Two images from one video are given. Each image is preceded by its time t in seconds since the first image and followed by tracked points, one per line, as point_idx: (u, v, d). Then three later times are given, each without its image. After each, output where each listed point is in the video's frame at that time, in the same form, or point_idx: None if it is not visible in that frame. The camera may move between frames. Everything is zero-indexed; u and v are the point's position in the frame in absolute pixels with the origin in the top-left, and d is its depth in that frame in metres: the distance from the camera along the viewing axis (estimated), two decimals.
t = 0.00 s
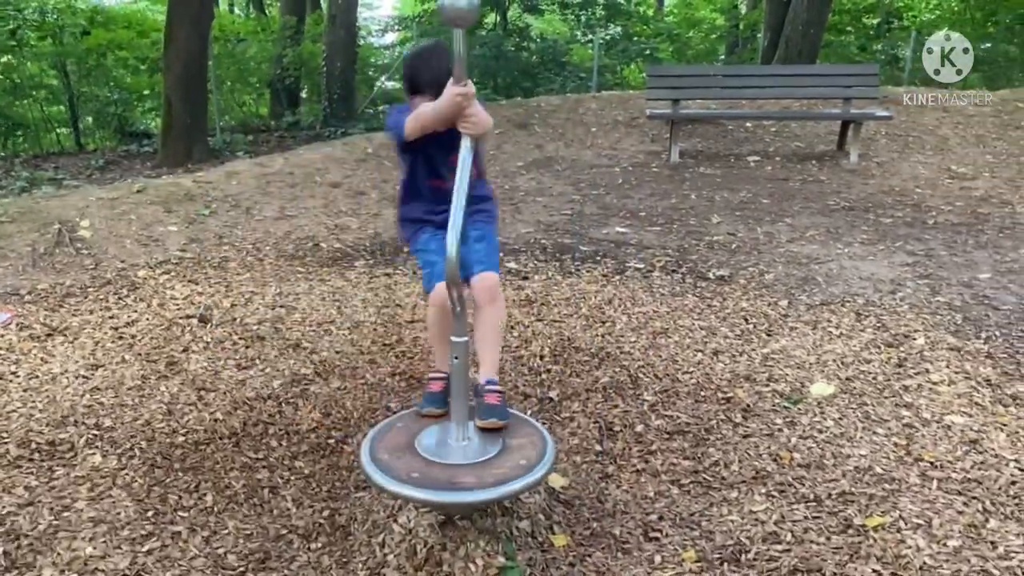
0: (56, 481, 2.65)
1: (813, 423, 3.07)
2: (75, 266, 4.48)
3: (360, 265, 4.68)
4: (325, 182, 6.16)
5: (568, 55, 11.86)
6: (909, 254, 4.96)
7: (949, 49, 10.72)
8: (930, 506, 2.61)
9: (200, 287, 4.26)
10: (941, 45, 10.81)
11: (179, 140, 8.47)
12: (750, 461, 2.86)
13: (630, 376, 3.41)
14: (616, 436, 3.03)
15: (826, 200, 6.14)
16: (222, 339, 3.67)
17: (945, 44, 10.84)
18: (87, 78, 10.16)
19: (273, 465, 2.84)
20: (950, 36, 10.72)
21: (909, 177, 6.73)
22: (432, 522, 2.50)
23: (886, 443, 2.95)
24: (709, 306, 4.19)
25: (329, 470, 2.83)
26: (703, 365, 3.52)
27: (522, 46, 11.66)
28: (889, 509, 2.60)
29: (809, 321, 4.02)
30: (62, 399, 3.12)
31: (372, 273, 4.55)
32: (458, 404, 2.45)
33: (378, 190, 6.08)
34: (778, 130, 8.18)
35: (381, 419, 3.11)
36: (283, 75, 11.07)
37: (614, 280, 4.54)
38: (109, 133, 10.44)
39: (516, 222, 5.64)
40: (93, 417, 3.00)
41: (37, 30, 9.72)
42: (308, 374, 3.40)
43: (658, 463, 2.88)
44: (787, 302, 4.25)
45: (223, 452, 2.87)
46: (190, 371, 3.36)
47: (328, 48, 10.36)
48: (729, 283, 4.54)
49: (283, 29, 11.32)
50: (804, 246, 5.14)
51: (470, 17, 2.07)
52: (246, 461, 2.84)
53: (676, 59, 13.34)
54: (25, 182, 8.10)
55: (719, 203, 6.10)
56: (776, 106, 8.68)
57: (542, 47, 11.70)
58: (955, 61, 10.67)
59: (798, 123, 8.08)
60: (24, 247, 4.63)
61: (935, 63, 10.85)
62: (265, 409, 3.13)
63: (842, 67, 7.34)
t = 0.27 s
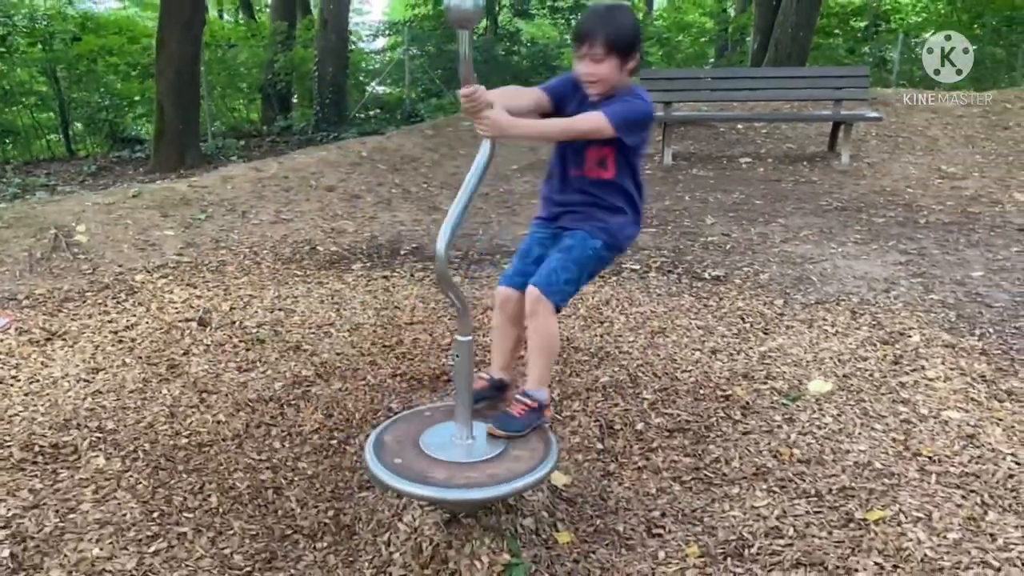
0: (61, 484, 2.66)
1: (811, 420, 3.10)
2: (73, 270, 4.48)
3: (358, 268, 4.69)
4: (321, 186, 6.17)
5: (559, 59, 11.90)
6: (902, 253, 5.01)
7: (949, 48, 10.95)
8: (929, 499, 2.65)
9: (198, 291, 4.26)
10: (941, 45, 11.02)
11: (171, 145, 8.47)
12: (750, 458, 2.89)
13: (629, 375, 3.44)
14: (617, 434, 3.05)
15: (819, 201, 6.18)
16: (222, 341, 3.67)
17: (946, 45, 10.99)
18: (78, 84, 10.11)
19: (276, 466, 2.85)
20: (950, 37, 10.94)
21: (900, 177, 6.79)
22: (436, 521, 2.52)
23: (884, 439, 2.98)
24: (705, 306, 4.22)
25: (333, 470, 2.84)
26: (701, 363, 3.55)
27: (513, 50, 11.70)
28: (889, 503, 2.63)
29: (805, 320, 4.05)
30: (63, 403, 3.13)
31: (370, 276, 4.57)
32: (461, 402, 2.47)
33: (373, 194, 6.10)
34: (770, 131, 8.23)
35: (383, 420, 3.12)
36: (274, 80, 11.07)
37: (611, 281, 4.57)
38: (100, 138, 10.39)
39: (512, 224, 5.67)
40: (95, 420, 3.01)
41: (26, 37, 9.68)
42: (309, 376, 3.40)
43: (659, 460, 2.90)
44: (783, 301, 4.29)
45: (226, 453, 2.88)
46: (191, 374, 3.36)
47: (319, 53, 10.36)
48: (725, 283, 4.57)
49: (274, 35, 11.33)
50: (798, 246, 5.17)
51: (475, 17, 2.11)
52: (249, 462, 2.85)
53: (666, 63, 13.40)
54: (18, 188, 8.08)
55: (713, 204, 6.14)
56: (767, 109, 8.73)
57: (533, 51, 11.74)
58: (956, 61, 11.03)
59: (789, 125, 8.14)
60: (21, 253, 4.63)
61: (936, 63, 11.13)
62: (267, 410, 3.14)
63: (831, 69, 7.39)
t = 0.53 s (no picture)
0: (62, 491, 2.68)
1: (808, 422, 3.12)
2: (70, 278, 4.49)
3: (355, 274, 4.70)
4: (316, 193, 6.18)
5: (552, 65, 11.94)
6: (896, 256, 5.04)
7: (948, 48, 11.12)
8: (926, 500, 2.67)
9: (196, 298, 4.27)
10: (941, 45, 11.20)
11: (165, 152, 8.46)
12: (748, 460, 2.91)
13: (627, 379, 3.46)
14: (616, 438, 3.07)
15: (812, 205, 6.22)
16: (220, 348, 3.68)
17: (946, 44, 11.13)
18: (71, 92, 10.09)
19: (277, 472, 2.85)
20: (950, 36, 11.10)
21: (892, 181, 6.82)
22: (438, 526, 2.53)
23: (880, 441, 3.00)
24: (701, 310, 4.24)
25: (333, 476, 2.84)
26: (698, 366, 3.57)
27: (506, 56, 11.73)
28: (886, 504, 2.66)
29: (801, 323, 4.08)
30: (63, 411, 3.14)
31: (367, 282, 4.58)
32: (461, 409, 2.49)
33: (369, 200, 6.11)
34: (763, 136, 8.27)
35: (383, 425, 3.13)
36: (268, 87, 11.08)
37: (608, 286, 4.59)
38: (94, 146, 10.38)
39: (507, 229, 5.69)
40: (95, 427, 3.03)
41: (19, 44, 9.68)
42: (308, 382, 3.41)
43: (658, 464, 2.92)
44: (778, 305, 4.31)
45: (226, 459, 2.89)
46: (190, 382, 3.37)
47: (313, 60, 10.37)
48: (721, 286, 4.60)
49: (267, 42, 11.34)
50: (792, 250, 5.20)
51: (475, 26, 2.13)
52: (250, 469, 2.85)
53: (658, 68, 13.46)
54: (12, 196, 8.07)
55: (707, 208, 6.17)
56: (760, 113, 8.78)
57: (526, 57, 11.78)
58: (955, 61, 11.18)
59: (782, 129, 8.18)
60: (17, 261, 4.63)
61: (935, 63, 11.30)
62: (267, 417, 3.15)
63: (824, 74, 7.43)
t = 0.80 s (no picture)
0: (59, 505, 2.69)
1: (802, 430, 3.15)
2: (64, 290, 4.49)
3: (349, 284, 4.71)
4: (310, 203, 6.19)
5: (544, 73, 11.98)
6: (887, 263, 5.08)
7: (948, 48, 11.40)
8: (920, 507, 2.69)
9: (190, 309, 4.27)
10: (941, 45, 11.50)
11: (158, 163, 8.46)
12: (743, 468, 2.93)
13: (622, 388, 3.48)
14: (612, 446, 3.09)
15: (804, 212, 6.26)
16: (216, 360, 3.69)
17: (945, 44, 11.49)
18: (63, 102, 10.07)
19: (274, 483, 2.86)
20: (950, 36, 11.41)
21: (883, 188, 6.87)
22: (435, 536, 2.55)
23: (874, 448, 3.03)
24: (695, 318, 4.27)
25: (330, 487, 2.85)
26: (693, 375, 3.60)
27: (497, 65, 11.78)
28: (880, 511, 2.68)
29: (794, 330, 4.11)
30: (60, 424, 3.14)
31: (362, 292, 4.59)
32: (457, 419, 2.50)
33: (363, 210, 6.13)
34: (754, 143, 8.32)
35: (379, 436, 3.14)
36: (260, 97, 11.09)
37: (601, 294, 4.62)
38: (86, 156, 10.38)
39: (501, 238, 5.71)
40: (92, 440, 3.03)
41: (11, 55, 9.67)
42: (304, 394, 3.42)
43: (653, 472, 2.94)
44: (771, 312, 4.34)
45: (224, 472, 2.90)
46: (187, 394, 3.38)
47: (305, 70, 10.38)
48: (714, 294, 4.62)
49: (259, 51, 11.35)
50: (784, 257, 5.24)
51: (471, 40, 2.16)
52: (247, 480, 2.86)
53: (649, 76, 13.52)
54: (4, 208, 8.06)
55: (700, 216, 6.21)
56: (751, 121, 8.84)
57: (518, 66, 11.81)
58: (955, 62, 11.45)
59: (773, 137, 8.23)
60: (11, 273, 4.63)
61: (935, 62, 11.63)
62: (264, 428, 3.16)
63: (814, 82, 7.48)
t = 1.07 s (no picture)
0: (53, 516, 2.67)
1: (797, 435, 3.15)
2: (56, 299, 4.47)
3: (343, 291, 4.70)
4: (303, 211, 6.19)
5: (535, 80, 12.01)
6: (880, 268, 5.10)
7: (948, 48, 11.72)
8: (916, 512, 2.70)
9: (184, 318, 4.26)
10: (941, 45, 11.80)
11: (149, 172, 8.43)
12: (740, 474, 2.93)
13: (617, 394, 3.47)
14: (608, 453, 3.08)
15: (796, 218, 6.28)
16: (210, 369, 3.67)
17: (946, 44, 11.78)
18: (54, 111, 10.05)
19: (269, 493, 2.84)
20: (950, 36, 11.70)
21: (874, 194, 6.89)
22: (432, 545, 2.55)
23: (870, 452, 3.03)
24: (689, 324, 4.27)
25: (325, 497, 2.83)
26: (688, 381, 3.60)
27: (489, 72, 11.79)
28: (877, 516, 2.68)
29: (788, 336, 4.11)
30: (52, 434, 3.13)
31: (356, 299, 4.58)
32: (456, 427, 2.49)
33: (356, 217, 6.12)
34: (746, 150, 8.34)
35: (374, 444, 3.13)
36: (252, 105, 11.08)
37: (596, 300, 4.62)
38: (77, 165, 10.35)
39: (495, 245, 5.72)
40: (86, 450, 3.02)
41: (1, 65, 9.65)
42: (299, 402, 3.40)
43: (650, 479, 2.93)
44: (765, 318, 4.35)
45: (218, 481, 2.88)
46: (180, 403, 3.36)
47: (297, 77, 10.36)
48: (708, 300, 4.63)
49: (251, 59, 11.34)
50: (777, 263, 5.25)
51: (470, 49, 2.17)
52: (242, 490, 2.84)
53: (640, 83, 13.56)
54: None
55: (693, 222, 6.22)
56: (743, 128, 8.88)
57: (510, 73, 11.82)
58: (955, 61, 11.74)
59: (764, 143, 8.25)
60: (2, 283, 4.61)
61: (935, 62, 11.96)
62: (258, 437, 3.14)
63: (805, 89, 7.50)
